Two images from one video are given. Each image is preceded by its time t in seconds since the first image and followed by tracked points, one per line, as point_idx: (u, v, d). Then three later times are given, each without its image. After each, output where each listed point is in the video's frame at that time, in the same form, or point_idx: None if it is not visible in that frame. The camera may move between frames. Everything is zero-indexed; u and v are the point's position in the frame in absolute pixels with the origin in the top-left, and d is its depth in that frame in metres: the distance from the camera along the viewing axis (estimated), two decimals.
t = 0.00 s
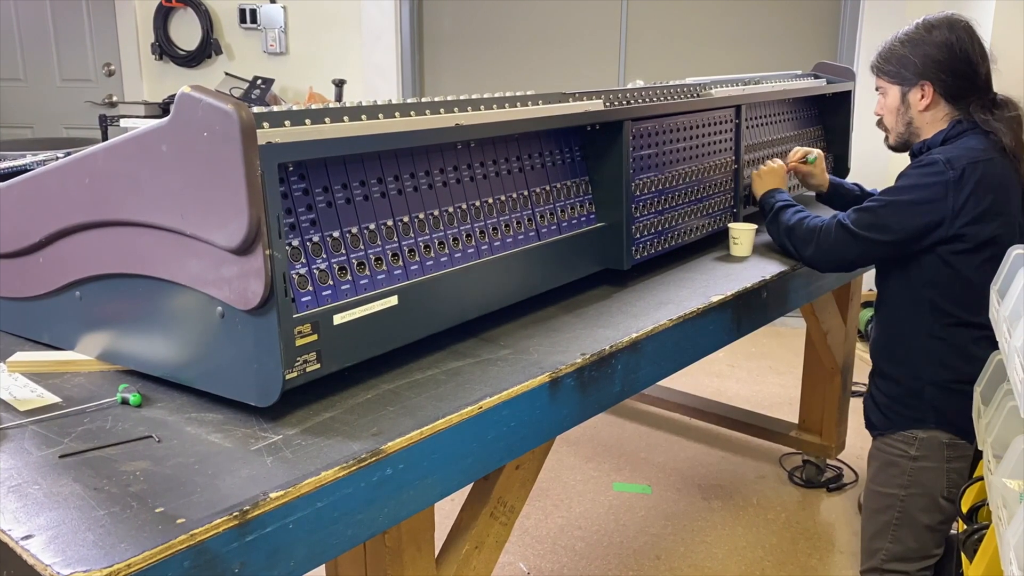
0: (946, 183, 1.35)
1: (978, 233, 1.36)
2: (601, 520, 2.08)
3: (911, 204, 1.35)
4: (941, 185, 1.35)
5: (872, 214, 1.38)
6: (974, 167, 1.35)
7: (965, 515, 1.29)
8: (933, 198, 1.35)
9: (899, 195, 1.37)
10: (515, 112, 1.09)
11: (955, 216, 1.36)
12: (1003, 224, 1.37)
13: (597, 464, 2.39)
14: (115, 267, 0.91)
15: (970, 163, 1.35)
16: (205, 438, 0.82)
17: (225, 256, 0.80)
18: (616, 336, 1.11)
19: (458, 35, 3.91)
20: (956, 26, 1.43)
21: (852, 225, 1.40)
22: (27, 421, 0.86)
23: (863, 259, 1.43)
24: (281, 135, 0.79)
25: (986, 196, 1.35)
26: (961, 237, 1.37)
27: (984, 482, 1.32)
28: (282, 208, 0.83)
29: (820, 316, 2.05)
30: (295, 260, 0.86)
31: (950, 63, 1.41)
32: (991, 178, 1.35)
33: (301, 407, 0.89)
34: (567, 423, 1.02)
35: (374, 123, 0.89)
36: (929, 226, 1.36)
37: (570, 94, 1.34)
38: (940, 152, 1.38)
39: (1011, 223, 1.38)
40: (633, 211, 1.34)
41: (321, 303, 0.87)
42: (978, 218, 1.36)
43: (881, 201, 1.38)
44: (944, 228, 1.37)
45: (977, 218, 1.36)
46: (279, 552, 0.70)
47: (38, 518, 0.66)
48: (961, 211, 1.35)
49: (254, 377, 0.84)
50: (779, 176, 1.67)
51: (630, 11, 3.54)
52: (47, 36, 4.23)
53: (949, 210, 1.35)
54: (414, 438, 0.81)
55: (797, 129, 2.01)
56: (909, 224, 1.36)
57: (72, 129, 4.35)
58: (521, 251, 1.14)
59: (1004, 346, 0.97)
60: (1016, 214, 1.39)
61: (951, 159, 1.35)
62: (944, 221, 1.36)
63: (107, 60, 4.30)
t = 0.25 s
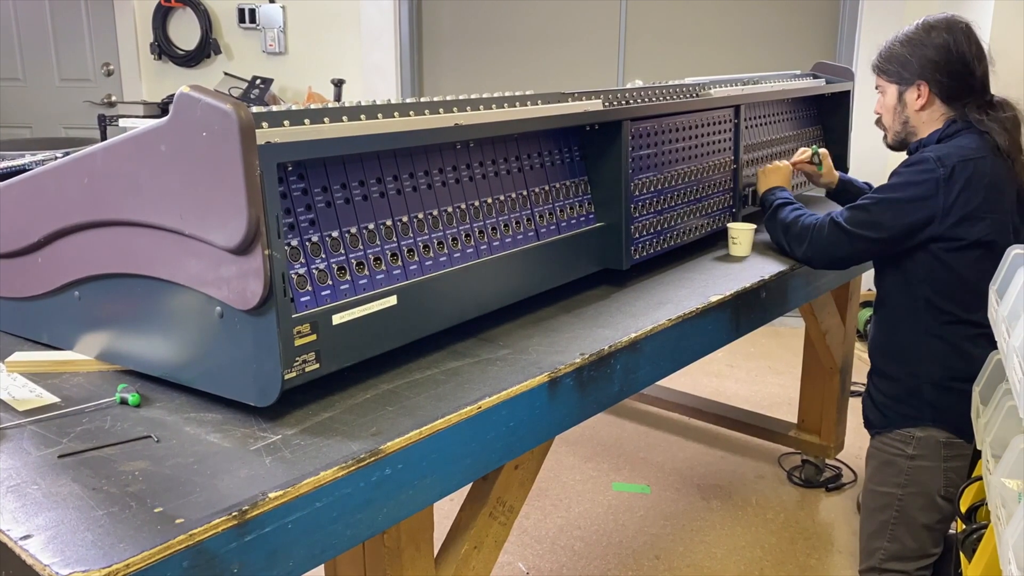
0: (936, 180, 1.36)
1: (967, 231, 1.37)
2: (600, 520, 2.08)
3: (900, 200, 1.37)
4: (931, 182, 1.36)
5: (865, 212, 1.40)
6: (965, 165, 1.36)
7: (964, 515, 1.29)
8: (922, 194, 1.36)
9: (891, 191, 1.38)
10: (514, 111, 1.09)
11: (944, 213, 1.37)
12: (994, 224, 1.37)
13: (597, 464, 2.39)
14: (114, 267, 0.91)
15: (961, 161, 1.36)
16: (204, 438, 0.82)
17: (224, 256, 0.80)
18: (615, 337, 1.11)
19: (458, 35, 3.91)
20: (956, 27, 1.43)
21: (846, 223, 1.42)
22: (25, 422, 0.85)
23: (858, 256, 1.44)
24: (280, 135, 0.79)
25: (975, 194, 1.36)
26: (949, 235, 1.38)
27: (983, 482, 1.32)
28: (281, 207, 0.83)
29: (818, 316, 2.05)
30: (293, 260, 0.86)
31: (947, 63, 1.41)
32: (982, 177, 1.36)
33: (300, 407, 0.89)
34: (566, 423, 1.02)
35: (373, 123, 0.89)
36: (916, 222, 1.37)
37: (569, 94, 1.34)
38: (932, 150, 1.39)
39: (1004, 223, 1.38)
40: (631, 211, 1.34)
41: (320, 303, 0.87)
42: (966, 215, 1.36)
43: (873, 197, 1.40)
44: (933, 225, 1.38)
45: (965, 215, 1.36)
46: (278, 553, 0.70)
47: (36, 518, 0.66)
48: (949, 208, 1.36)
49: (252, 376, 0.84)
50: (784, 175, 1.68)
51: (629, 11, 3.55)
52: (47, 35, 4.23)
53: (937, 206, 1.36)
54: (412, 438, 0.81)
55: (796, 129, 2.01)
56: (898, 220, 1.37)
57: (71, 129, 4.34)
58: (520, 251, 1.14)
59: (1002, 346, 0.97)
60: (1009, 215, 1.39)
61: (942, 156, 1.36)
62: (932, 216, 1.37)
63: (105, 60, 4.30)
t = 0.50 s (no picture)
0: (932, 176, 1.36)
1: (961, 228, 1.37)
2: (600, 520, 2.08)
3: (895, 197, 1.38)
4: (927, 179, 1.37)
5: (862, 207, 1.41)
6: (961, 163, 1.36)
7: (964, 514, 1.29)
8: (917, 192, 1.37)
9: (888, 187, 1.39)
10: (513, 111, 1.09)
11: (938, 210, 1.37)
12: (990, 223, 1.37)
13: (596, 464, 2.39)
14: (113, 267, 0.91)
15: (957, 159, 1.36)
16: (203, 439, 0.82)
17: (223, 256, 0.80)
18: (614, 336, 1.11)
19: (457, 35, 3.91)
20: (965, 28, 1.43)
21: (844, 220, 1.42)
22: (24, 423, 0.85)
23: (856, 253, 1.44)
24: (279, 135, 0.79)
25: (972, 191, 1.36)
26: (942, 232, 1.38)
27: (983, 481, 1.32)
28: (281, 207, 0.84)
29: (818, 316, 2.05)
30: (293, 260, 0.86)
31: (952, 63, 1.41)
32: (978, 176, 1.36)
33: (300, 408, 0.89)
34: (565, 423, 1.02)
35: (372, 123, 0.89)
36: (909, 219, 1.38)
37: (568, 93, 1.34)
38: (929, 148, 1.40)
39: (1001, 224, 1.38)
40: (631, 211, 1.34)
41: (319, 303, 0.87)
42: (960, 213, 1.37)
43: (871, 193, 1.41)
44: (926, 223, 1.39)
45: (959, 213, 1.37)
46: (278, 553, 0.70)
47: (36, 519, 0.66)
48: (943, 206, 1.37)
49: (252, 377, 0.84)
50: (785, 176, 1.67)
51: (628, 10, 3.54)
52: (45, 36, 4.23)
53: (932, 203, 1.37)
54: (412, 438, 0.81)
55: (795, 128, 2.01)
56: (892, 217, 1.38)
57: (70, 129, 4.34)
58: (519, 251, 1.14)
59: (1002, 345, 0.97)
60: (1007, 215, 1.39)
61: (938, 154, 1.37)
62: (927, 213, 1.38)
63: (104, 60, 4.30)
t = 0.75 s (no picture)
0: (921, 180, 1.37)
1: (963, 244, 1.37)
2: (599, 520, 2.08)
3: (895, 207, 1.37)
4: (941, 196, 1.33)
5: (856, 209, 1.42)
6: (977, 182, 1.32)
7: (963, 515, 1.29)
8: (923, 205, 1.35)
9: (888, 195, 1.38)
10: (513, 112, 1.09)
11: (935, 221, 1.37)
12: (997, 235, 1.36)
13: (595, 464, 2.39)
14: (112, 267, 0.91)
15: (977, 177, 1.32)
16: (202, 439, 0.82)
17: (222, 256, 0.80)
18: (613, 337, 1.11)
19: (456, 36, 3.91)
20: (932, 28, 1.42)
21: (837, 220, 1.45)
22: (22, 423, 0.85)
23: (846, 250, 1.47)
24: (279, 135, 0.79)
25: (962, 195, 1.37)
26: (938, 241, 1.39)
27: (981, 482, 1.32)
28: (280, 207, 0.84)
29: (817, 317, 2.05)
30: (292, 260, 0.86)
31: (930, 68, 1.40)
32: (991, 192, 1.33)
33: (299, 408, 0.89)
34: (564, 423, 1.02)
35: (371, 123, 0.89)
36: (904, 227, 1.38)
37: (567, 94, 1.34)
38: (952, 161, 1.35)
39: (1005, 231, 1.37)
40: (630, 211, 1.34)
41: (318, 304, 0.87)
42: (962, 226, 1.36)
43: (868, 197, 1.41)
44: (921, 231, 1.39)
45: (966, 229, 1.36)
46: (276, 553, 0.70)
47: (34, 519, 0.66)
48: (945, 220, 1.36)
49: (251, 377, 0.84)
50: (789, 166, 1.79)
51: (628, 11, 3.55)
52: (44, 36, 4.22)
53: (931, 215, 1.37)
54: (412, 439, 0.81)
55: (794, 129, 2.02)
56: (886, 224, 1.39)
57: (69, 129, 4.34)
58: (519, 252, 1.14)
59: (1001, 346, 0.97)
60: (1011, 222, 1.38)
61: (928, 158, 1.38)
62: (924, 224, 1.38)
63: (103, 60, 4.30)
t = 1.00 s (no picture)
0: (921, 172, 1.40)
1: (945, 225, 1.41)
2: (599, 520, 2.08)
3: (887, 192, 1.41)
4: (916, 174, 1.40)
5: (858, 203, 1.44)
6: (948, 160, 1.39)
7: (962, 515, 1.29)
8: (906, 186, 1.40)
9: (880, 183, 1.42)
10: (512, 111, 1.09)
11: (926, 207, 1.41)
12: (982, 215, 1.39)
13: (594, 463, 2.39)
14: (111, 267, 0.91)
15: (946, 156, 1.39)
16: (200, 439, 0.82)
17: (222, 256, 0.80)
18: (613, 336, 1.11)
19: (455, 36, 3.90)
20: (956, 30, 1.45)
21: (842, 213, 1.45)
22: (21, 423, 0.85)
23: (848, 246, 1.47)
24: (278, 135, 0.79)
25: (960, 187, 1.39)
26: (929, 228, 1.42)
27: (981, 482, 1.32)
28: (279, 207, 0.83)
29: (816, 316, 2.04)
30: (291, 260, 0.86)
31: (944, 65, 1.43)
32: (965, 173, 1.39)
33: (299, 408, 0.89)
34: (563, 423, 1.02)
35: (370, 123, 0.89)
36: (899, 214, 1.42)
37: (567, 93, 1.34)
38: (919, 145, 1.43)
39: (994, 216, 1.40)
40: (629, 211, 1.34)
41: (317, 304, 0.87)
42: (949, 210, 1.40)
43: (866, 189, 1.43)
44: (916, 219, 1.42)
45: (947, 209, 1.40)
46: (275, 553, 0.70)
47: (33, 519, 0.66)
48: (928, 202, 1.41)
49: (250, 377, 0.84)
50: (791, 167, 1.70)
51: (627, 11, 3.55)
52: (43, 36, 4.22)
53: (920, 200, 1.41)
54: (411, 438, 0.81)
55: (793, 129, 2.02)
56: (886, 212, 1.41)
57: (67, 129, 4.34)
58: (518, 251, 1.14)
59: (1000, 346, 0.97)
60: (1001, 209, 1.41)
61: (928, 150, 1.41)
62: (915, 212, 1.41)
63: (102, 60, 4.29)
